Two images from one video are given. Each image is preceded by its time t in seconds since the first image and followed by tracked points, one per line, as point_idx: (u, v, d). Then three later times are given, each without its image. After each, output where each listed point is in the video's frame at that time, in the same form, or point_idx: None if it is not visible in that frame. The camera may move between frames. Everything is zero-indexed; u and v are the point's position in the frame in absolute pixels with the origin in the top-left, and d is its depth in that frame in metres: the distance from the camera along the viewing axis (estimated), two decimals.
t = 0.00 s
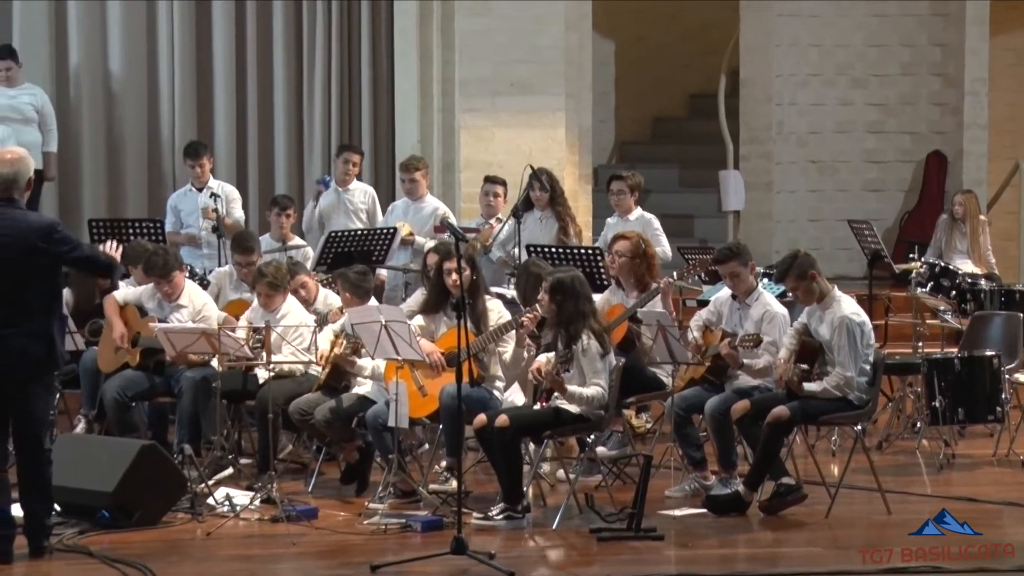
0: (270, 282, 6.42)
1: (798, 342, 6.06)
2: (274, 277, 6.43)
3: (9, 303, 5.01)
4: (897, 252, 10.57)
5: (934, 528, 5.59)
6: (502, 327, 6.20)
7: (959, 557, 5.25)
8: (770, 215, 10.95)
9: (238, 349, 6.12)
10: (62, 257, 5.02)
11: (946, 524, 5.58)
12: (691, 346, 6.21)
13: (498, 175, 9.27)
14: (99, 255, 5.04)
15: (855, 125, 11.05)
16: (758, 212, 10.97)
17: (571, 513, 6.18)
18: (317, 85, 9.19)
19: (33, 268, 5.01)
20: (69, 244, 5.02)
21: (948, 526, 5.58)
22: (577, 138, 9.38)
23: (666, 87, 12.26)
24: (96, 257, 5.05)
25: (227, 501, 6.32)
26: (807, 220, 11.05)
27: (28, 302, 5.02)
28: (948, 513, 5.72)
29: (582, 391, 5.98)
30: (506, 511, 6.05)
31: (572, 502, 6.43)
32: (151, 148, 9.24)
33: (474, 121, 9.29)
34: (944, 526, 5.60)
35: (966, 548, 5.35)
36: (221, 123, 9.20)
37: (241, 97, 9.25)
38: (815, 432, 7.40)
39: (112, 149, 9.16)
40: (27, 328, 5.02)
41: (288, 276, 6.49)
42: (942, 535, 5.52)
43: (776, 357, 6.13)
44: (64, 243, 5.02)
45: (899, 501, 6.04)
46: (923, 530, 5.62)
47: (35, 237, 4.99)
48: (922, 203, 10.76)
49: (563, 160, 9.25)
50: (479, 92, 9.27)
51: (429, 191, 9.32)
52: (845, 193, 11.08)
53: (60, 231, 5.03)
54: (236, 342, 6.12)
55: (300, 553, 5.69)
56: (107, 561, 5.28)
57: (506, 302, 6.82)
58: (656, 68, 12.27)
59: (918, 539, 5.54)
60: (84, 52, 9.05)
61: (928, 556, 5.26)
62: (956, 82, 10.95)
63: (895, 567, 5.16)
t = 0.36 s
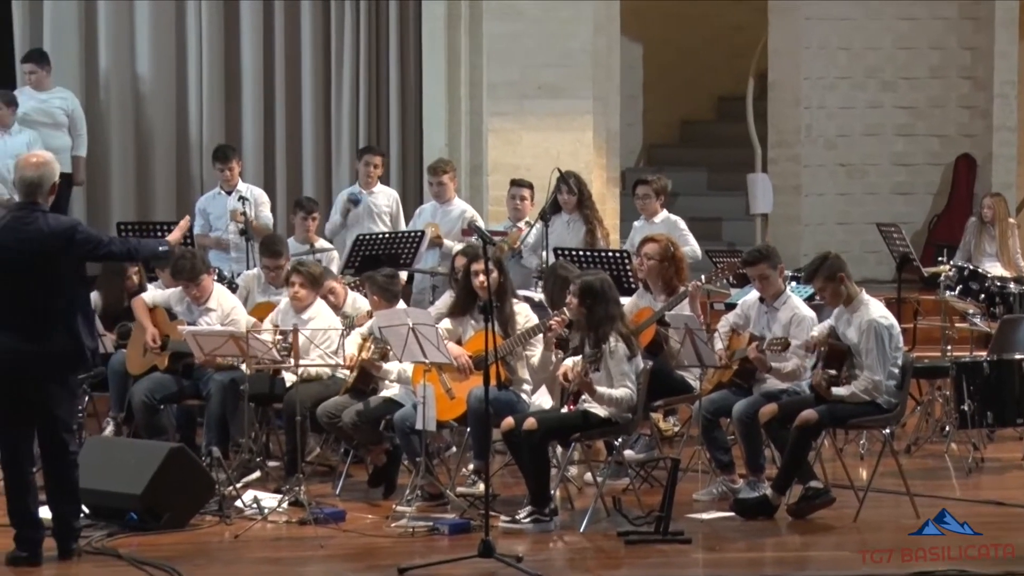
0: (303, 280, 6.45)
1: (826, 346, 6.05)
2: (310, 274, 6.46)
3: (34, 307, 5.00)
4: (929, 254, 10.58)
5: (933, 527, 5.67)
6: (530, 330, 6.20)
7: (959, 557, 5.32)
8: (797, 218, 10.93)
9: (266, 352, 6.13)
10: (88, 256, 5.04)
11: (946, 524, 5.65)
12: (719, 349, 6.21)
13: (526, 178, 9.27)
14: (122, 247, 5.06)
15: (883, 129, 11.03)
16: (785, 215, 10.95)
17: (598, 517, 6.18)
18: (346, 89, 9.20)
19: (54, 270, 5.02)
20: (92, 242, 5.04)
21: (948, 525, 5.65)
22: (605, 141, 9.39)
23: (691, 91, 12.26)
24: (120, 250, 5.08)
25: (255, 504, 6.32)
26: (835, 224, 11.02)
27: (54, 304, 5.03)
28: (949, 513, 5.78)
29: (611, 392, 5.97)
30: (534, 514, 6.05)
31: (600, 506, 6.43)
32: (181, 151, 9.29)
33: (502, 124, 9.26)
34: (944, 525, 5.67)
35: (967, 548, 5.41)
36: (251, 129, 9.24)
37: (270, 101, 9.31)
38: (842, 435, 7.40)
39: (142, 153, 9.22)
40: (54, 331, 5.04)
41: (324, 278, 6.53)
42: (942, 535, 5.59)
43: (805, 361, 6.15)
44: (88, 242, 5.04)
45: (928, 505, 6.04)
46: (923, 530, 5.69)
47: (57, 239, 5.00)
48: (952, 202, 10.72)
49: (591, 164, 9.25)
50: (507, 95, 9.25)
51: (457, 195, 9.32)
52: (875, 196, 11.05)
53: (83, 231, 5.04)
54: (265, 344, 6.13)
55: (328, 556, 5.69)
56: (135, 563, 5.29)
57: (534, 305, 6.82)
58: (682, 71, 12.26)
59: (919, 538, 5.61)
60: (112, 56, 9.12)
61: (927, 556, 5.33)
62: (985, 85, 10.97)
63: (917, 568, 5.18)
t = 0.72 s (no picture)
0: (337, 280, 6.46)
1: (853, 344, 6.03)
2: (344, 274, 6.48)
3: (61, 309, 5.03)
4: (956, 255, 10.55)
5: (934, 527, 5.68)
6: (558, 330, 6.20)
7: (959, 559, 5.29)
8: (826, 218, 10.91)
9: (294, 352, 6.14)
10: (113, 258, 5.05)
11: (946, 524, 5.66)
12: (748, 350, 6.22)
13: (553, 178, 9.25)
14: (149, 251, 5.07)
15: (912, 129, 11.01)
16: (813, 216, 10.93)
17: (625, 517, 6.19)
18: (373, 90, 9.25)
19: (83, 270, 5.03)
20: (118, 244, 5.05)
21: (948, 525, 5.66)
22: (631, 141, 9.40)
23: (716, 91, 12.27)
24: (146, 254, 5.09)
25: (284, 504, 6.34)
26: (863, 224, 11.01)
27: (81, 306, 5.05)
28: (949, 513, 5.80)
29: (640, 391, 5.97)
30: (562, 515, 6.04)
31: (628, 506, 6.44)
32: (210, 152, 9.33)
33: (530, 124, 9.26)
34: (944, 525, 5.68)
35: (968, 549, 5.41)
36: (279, 131, 9.28)
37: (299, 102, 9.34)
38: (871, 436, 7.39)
39: (171, 154, 9.26)
40: (80, 332, 5.06)
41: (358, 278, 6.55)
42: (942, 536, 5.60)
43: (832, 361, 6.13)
44: (113, 243, 5.05)
45: (956, 505, 6.02)
46: (923, 530, 5.71)
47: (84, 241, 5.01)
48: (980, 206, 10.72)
49: (619, 162, 9.26)
50: (534, 95, 9.24)
51: (485, 195, 9.33)
52: (904, 196, 11.03)
53: (110, 231, 5.05)
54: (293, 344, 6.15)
55: (357, 557, 5.70)
56: (163, 562, 5.31)
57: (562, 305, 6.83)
58: (707, 71, 12.26)
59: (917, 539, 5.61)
60: (141, 56, 9.15)
61: (927, 558, 5.31)
62: (1016, 86, 10.95)
63: (938, 567, 5.18)
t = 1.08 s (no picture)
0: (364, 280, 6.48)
1: (883, 344, 6.01)
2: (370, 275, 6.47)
3: (90, 312, 5.06)
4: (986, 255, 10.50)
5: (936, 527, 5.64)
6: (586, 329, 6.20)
7: (959, 557, 5.25)
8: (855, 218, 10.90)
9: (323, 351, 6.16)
10: (141, 260, 5.08)
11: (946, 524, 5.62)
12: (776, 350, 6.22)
13: (581, 178, 9.21)
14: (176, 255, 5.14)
15: (941, 128, 10.98)
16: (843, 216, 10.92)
17: (654, 517, 6.19)
18: (402, 91, 9.28)
19: (112, 271, 5.06)
20: (146, 246, 5.07)
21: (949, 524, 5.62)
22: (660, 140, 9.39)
23: (742, 91, 12.26)
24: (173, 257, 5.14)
25: (312, 503, 6.35)
26: (892, 224, 10.99)
27: (109, 308, 5.07)
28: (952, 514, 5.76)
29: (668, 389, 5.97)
30: (591, 514, 6.03)
31: (656, 505, 6.45)
32: (239, 152, 9.36)
33: (559, 124, 9.22)
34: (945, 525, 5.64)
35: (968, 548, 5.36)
36: (308, 130, 9.31)
37: (328, 102, 9.37)
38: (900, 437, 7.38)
39: (201, 155, 9.31)
40: (109, 333, 5.08)
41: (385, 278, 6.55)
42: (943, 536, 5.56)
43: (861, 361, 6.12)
44: (141, 246, 5.07)
45: (987, 505, 6.01)
46: (924, 530, 5.68)
47: (113, 244, 5.03)
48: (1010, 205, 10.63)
49: (647, 162, 9.20)
50: (563, 95, 9.22)
51: (514, 195, 9.33)
52: (934, 196, 11.01)
53: (137, 233, 5.07)
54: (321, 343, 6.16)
55: (385, 556, 5.70)
56: (192, 561, 5.33)
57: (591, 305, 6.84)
58: (734, 71, 12.25)
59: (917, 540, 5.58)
60: (171, 57, 9.21)
61: (927, 556, 5.26)
62: None
63: (967, 568, 5.16)
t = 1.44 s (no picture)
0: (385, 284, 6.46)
1: (912, 344, 5.99)
2: (392, 277, 6.47)
3: (122, 314, 5.09)
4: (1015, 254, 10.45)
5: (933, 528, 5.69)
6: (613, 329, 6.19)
7: (959, 556, 5.30)
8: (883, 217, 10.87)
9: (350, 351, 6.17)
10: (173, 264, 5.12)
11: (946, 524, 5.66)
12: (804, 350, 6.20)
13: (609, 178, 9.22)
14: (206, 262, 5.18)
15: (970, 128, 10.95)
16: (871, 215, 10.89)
17: (681, 517, 6.19)
18: (430, 92, 9.30)
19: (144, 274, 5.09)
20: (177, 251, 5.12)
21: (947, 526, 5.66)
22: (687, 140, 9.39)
23: (768, 91, 12.25)
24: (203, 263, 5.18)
25: (339, 502, 6.36)
26: (920, 224, 10.96)
27: (140, 311, 5.11)
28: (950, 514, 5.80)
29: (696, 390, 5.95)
30: (617, 514, 6.03)
31: (683, 506, 6.44)
32: (266, 152, 9.39)
33: (586, 123, 9.20)
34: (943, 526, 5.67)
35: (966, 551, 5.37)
36: (335, 129, 9.33)
37: (355, 102, 9.40)
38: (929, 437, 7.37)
39: (228, 154, 9.34)
40: (140, 335, 5.11)
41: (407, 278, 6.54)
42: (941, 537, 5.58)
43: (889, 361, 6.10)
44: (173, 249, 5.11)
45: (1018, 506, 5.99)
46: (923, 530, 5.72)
47: (149, 248, 5.06)
48: None
49: (675, 162, 9.22)
50: (592, 95, 9.20)
51: (541, 195, 9.33)
52: (962, 195, 10.97)
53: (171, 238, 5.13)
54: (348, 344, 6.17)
55: (412, 556, 5.71)
56: (220, 561, 5.34)
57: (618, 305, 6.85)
58: (759, 71, 12.24)
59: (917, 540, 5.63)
60: (199, 57, 9.24)
61: (926, 556, 5.31)
62: None
63: (997, 571, 5.15)
